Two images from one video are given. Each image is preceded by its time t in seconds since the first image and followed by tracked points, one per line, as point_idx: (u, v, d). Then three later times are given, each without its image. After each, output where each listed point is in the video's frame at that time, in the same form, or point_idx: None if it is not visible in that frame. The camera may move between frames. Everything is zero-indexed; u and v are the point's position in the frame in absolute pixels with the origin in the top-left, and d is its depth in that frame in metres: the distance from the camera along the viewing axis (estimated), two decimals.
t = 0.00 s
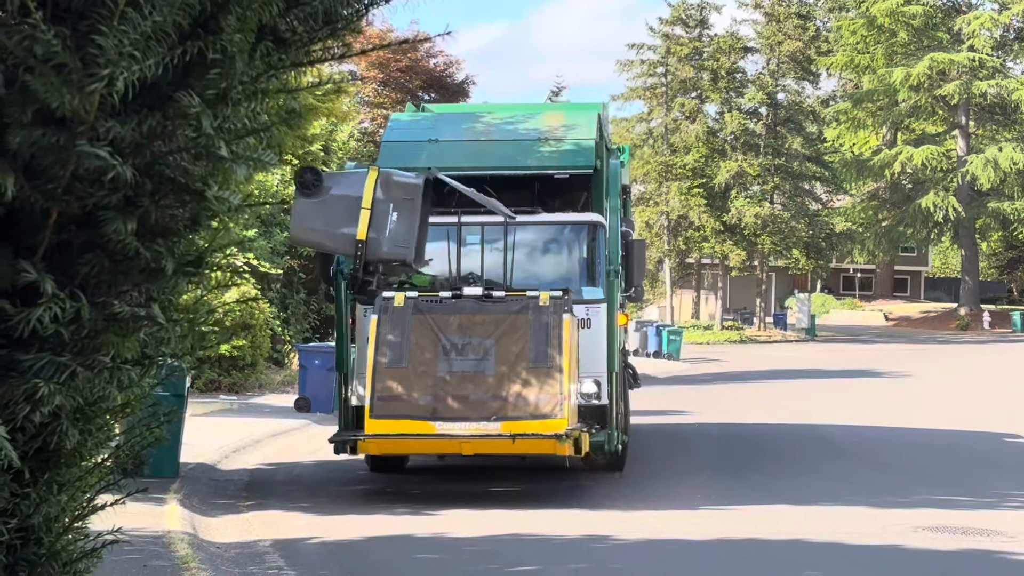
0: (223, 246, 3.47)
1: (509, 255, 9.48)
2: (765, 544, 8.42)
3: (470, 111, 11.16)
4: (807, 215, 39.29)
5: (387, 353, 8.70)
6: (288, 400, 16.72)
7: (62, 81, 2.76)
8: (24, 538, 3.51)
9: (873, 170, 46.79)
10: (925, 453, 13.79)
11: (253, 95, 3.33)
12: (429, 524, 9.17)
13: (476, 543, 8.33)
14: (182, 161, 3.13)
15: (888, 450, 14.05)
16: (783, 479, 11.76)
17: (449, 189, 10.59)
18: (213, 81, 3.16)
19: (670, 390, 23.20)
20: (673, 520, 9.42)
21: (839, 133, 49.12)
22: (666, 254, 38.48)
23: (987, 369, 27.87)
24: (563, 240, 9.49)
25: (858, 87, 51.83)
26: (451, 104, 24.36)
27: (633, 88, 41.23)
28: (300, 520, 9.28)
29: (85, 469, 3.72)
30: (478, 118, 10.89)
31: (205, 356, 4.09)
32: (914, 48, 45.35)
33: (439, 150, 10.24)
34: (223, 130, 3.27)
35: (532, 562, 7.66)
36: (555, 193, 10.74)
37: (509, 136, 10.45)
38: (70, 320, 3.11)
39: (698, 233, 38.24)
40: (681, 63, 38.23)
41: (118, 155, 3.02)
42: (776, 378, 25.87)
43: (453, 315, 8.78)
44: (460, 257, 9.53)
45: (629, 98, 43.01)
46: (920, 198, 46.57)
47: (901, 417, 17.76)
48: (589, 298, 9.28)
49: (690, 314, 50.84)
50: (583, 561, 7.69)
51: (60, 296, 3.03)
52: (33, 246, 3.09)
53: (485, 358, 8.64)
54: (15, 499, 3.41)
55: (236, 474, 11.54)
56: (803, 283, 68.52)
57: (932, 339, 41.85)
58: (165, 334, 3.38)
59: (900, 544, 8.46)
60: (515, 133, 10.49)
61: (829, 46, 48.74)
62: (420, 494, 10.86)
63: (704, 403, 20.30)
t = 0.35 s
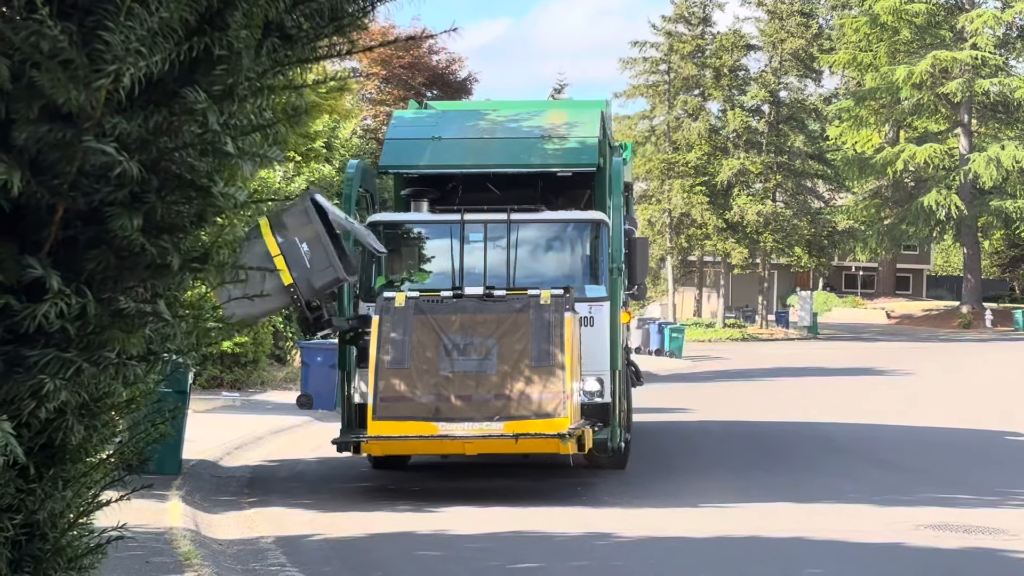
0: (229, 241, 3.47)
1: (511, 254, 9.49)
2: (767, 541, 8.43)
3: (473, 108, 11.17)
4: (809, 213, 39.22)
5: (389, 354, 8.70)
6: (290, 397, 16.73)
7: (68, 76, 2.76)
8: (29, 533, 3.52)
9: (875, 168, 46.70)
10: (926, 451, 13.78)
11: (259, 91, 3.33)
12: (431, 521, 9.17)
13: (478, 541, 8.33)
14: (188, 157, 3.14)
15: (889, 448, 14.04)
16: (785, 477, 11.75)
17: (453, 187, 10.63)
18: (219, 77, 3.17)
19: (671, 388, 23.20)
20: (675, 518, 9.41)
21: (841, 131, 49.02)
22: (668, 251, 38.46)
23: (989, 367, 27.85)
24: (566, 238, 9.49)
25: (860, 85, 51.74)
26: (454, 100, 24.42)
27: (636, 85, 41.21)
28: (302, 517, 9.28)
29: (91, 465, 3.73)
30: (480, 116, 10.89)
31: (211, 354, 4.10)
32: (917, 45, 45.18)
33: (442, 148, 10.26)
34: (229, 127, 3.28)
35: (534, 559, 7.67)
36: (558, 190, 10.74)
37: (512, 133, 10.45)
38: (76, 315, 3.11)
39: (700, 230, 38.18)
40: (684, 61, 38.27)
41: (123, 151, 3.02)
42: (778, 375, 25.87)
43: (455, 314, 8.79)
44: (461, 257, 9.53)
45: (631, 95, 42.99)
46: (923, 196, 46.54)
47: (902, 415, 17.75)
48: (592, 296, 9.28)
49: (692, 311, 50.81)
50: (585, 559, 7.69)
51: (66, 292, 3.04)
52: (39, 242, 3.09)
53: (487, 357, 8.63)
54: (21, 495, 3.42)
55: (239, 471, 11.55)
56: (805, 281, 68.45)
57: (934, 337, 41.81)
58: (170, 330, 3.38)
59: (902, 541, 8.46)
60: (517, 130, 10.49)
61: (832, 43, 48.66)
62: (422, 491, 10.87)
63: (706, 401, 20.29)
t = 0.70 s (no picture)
0: (235, 239, 3.49)
1: (513, 252, 9.49)
2: (770, 539, 8.42)
3: (476, 107, 11.16)
4: (813, 211, 39.16)
5: (391, 350, 8.70)
6: (293, 395, 16.76)
7: (74, 73, 2.77)
8: (34, 530, 3.53)
9: (879, 166, 46.66)
10: (929, 449, 13.78)
11: (265, 89, 3.34)
12: (434, 519, 9.18)
13: (481, 539, 8.34)
14: (194, 155, 3.16)
15: (893, 446, 14.03)
16: (789, 475, 11.75)
17: (455, 184, 10.63)
18: (225, 75, 3.18)
19: (675, 386, 23.20)
20: (678, 516, 9.42)
21: (845, 129, 48.98)
22: (672, 249, 38.49)
23: (992, 366, 27.79)
24: (569, 235, 9.49)
25: (864, 83, 51.71)
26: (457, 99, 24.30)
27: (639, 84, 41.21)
28: (305, 514, 9.30)
29: (96, 462, 3.74)
30: (482, 114, 10.89)
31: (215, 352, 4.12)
32: (921, 44, 45.10)
33: (443, 146, 10.26)
34: (236, 124, 3.30)
35: (537, 557, 7.66)
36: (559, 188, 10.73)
37: (514, 131, 10.45)
38: (81, 313, 3.12)
39: (703, 228, 38.17)
40: (687, 59, 38.26)
41: (129, 149, 3.04)
42: (781, 374, 25.85)
43: (457, 311, 8.81)
44: (463, 255, 9.52)
45: (635, 93, 42.98)
46: (927, 194, 46.46)
47: (906, 413, 17.73)
48: (595, 293, 9.32)
49: (695, 310, 50.82)
50: (588, 557, 7.68)
51: (72, 289, 3.04)
52: (46, 240, 3.10)
53: (489, 354, 8.63)
54: (27, 492, 3.44)
55: (242, 468, 11.56)
56: (809, 279, 68.42)
57: (938, 335, 41.76)
58: (176, 327, 3.41)
59: (907, 539, 8.45)
60: (518, 129, 10.49)
61: (836, 41, 48.61)
62: (426, 489, 10.87)
63: (710, 399, 20.28)
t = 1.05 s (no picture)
0: (241, 236, 3.51)
1: (522, 252, 9.49)
2: (775, 537, 8.43)
3: (481, 105, 11.15)
4: (817, 209, 39.14)
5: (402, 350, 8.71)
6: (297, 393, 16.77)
7: (82, 73, 2.78)
8: (43, 528, 3.54)
9: (883, 164, 46.60)
10: (934, 448, 13.77)
11: (273, 88, 3.36)
12: (439, 517, 9.19)
13: (486, 537, 8.35)
14: (202, 153, 3.18)
15: (898, 445, 14.02)
16: (795, 474, 11.74)
17: (461, 183, 10.63)
18: (232, 74, 3.18)
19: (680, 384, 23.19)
20: (683, 514, 9.42)
21: (849, 127, 48.93)
22: (676, 248, 38.49)
23: (997, 364, 27.74)
24: (579, 235, 9.49)
25: (868, 81, 51.67)
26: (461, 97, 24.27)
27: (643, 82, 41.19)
28: (311, 514, 9.30)
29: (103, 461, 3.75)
30: (488, 113, 10.88)
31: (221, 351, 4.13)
32: (925, 42, 45.11)
33: (449, 145, 10.27)
34: (243, 122, 3.31)
35: (542, 555, 7.67)
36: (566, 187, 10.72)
37: (520, 130, 10.45)
38: (90, 312, 3.13)
39: (708, 226, 38.15)
40: (691, 57, 38.20)
41: (137, 148, 3.05)
42: (785, 372, 25.83)
43: (468, 311, 8.82)
44: (472, 255, 9.53)
45: (639, 91, 42.98)
46: (932, 192, 46.36)
47: (911, 412, 17.72)
48: (604, 293, 9.33)
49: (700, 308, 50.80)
50: (593, 555, 7.69)
51: (80, 289, 3.06)
52: (54, 238, 3.11)
53: (500, 354, 8.64)
54: (35, 490, 3.45)
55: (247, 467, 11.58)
56: (813, 277, 68.37)
57: (942, 334, 41.72)
58: (183, 325, 3.43)
59: (912, 538, 8.46)
60: (524, 128, 10.48)
61: (839, 40, 48.58)
62: (431, 488, 10.88)
63: (714, 397, 20.27)
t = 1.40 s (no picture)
0: (251, 236, 3.52)
1: (522, 249, 9.49)
2: (779, 536, 8.43)
3: (484, 104, 11.15)
4: (821, 208, 39.08)
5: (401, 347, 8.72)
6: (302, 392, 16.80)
7: (93, 73, 2.79)
8: (52, 527, 3.56)
9: (887, 163, 46.49)
10: (937, 446, 13.77)
11: (281, 88, 3.37)
12: (444, 516, 9.20)
13: (491, 535, 8.36)
14: (210, 154, 3.19)
15: (902, 443, 14.02)
16: (799, 473, 11.74)
17: (465, 181, 10.65)
18: (241, 75, 3.19)
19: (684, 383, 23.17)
20: (688, 513, 9.42)
21: (853, 126, 48.81)
22: (680, 247, 38.45)
23: (1001, 363, 27.71)
24: (580, 232, 9.50)
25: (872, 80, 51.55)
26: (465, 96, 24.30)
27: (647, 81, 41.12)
28: (316, 512, 9.30)
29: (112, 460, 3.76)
30: (491, 112, 10.88)
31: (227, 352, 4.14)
32: (929, 40, 45.04)
33: (453, 143, 10.27)
34: (252, 122, 3.32)
35: (547, 554, 7.67)
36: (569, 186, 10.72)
37: (523, 128, 10.45)
38: (99, 312, 3.14)
39: (712, 225, 38.11)
40: (695, 56, 38.04)
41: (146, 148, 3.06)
42: (789, 371, 25.80)
43: (467, 308, 8.83)
44: (472, 252, 9.54)
45: (642, 91, 42.92)
46: (936, 191, 46.22)
47: (915, 410, 17.70)
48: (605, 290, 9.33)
49: (704, 307, 50.75)
50: (598, 554, 7.69)
51: (90, 288, 3.06)
52: (63, 239, 3.11)
53: (499, 351, 8.65)
54: (44, 489, 3.46)
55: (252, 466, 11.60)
56: (816, 276, 68.30)
57: (946, 333, 41.66)
58: (191, 325, 3.44)
59: (917, 536, 8.45)
60: (528, 126, 10.48)
61: (844, 38, 48.45)
62: (436, 487, 10.89)
63: (718, 396, 20.27)
